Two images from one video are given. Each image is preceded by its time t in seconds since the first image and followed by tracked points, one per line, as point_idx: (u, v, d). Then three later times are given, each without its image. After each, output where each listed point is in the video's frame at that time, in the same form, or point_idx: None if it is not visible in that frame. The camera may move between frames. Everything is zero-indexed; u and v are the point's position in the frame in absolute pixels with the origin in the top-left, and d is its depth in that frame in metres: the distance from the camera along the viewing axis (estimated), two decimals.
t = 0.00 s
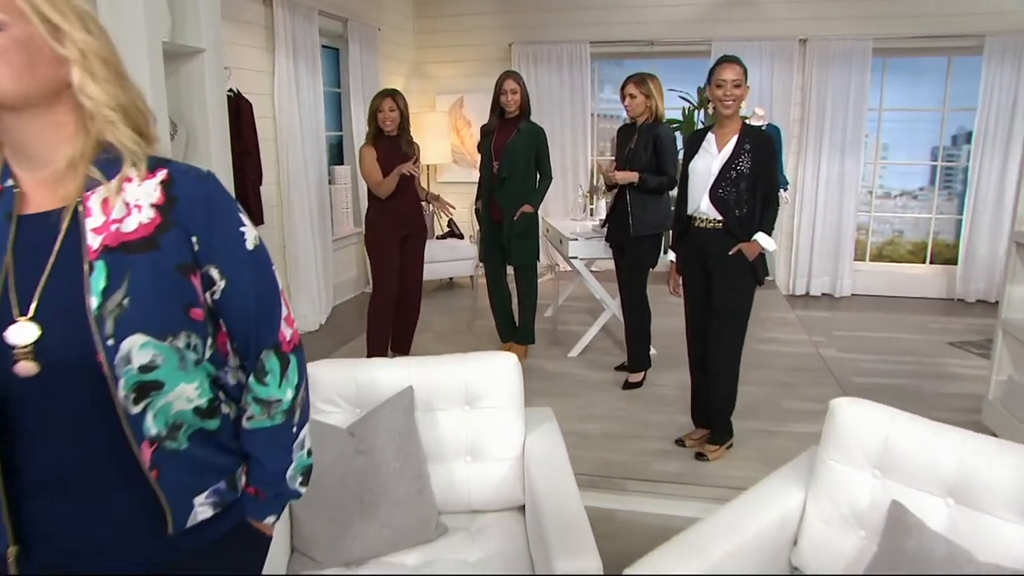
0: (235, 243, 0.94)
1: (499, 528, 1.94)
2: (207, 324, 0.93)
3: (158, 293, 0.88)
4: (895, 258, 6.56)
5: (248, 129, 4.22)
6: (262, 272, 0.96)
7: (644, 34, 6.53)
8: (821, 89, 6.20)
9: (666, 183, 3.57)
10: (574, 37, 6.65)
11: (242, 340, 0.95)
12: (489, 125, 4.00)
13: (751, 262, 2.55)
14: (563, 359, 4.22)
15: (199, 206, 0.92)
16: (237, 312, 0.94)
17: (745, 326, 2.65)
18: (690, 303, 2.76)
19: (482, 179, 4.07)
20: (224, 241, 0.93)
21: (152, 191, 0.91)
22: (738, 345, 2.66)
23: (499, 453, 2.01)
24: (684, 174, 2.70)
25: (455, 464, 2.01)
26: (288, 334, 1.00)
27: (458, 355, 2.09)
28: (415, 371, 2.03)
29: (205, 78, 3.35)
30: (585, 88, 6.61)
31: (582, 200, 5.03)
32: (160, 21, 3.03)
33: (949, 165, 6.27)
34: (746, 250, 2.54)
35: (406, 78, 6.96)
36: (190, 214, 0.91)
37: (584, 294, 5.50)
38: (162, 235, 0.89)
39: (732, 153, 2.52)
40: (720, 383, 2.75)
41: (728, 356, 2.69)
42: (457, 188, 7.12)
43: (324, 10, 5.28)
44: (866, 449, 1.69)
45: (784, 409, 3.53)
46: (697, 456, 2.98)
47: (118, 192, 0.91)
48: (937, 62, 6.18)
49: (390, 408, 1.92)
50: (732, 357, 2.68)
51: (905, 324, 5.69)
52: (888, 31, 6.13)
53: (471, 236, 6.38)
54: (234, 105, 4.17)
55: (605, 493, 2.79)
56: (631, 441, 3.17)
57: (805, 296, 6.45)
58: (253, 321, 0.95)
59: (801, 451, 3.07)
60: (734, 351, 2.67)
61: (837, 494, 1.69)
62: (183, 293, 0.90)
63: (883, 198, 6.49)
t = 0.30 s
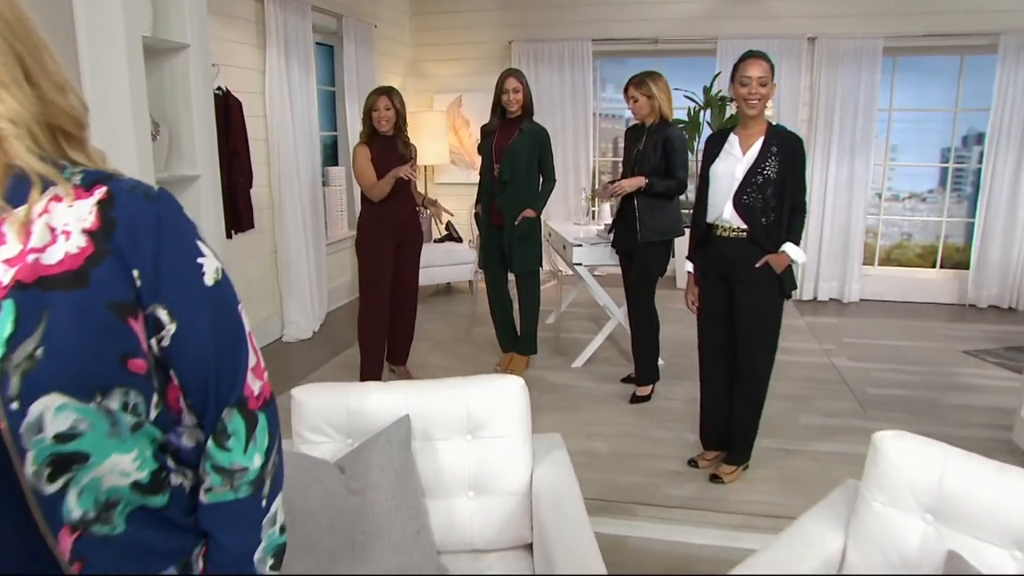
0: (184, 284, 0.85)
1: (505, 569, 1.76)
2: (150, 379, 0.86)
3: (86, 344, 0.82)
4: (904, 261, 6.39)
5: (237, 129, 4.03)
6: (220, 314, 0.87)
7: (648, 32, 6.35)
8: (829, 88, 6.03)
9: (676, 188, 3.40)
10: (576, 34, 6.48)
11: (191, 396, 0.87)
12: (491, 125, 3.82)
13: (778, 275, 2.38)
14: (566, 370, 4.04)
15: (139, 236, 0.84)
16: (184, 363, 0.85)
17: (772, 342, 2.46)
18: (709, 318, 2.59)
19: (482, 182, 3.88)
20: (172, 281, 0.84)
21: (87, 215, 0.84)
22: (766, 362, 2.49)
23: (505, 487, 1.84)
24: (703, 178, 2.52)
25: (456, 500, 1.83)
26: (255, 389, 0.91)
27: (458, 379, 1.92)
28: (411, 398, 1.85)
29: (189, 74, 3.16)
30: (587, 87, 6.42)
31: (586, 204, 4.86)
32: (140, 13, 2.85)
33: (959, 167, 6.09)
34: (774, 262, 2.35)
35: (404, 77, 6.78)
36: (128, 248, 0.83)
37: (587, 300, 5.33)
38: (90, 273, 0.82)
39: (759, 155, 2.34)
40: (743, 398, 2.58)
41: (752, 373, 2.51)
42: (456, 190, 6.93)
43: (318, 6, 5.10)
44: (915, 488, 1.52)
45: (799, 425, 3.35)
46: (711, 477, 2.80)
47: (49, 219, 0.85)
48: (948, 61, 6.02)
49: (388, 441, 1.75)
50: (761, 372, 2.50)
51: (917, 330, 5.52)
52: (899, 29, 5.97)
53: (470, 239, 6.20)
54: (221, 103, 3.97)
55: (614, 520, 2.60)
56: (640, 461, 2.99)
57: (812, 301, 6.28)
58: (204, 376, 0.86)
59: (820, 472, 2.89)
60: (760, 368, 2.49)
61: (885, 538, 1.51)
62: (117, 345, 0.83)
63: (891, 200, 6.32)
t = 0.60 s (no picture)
0: (126, 349, 0.91)
1: None
2: (86, 459, 0.95)
3: (20, 417, 0.93)
4: (911, 264, 6.26)
5: (226, 129, 3.86)
6: (171, 371, 0.94)
7: (649, 29, 6.20)
8: (836, 87, 5.88)
9: (684, 190, 3.23)
10: (576, 32, 6.31)
11: (138, 463, 0.95)
12: (491, 125, 3.66)
13: (811, 288, 2.28)
14: (569, 381, 3.89)
15: (78, 289, 0.90)
16: (133, 433, 0.94)
17: (800, 357, 2.37)
18: (729, 332, 2.48)
19: (482, 184, 3.73)
20: (114, 350, 0.91)
21: (13, 255, 0.90)
22: (792, 376, 2.39)
23: (509, 522, 1.68)
24: (725, 186, 2.40)
25: (457, 537, 1.67)
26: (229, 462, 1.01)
27: (458, 404, 1.77)
28: (409, 426, 1.69)
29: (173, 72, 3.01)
30: (588, 85, 6.26)
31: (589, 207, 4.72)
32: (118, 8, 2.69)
33: (968, 168, 5.95)
34: (806, 275, 2.26)
35: (400, 76, 6.61)
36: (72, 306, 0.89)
37: (590, 305, 5.20)
38: (15, 330, 0.89)
39: (787, 164, 2.24)
40: (766, 412, 2.47)
41: (778, 388, 2.40)
42: (453, 191, 6.77)
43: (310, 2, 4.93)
44: (968, 531, 1.38)
45: (814, 440, 3.20)
46: (726, 499, 2.65)
47: None
48: (958, 60, 5.87)
49: (383, 473, 1.58)
50: (787, 385, 2.40)
51: (926, 336, 5.38)
52: (908, 27, 5.82)
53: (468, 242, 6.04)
54: (209, 102, 3.80)
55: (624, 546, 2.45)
56: (649, 481, 2.84)
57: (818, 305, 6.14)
58: (152, 448, 0.94)
59: (839, 492, 2.74)
60: (784, 381, 2.40)
61: None
62: (55, 426, 0.93)
63: (898, 202, 6.18)
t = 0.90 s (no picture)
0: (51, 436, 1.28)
1: None
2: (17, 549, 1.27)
3: None
4: (920, 266, 6.12)
5: (217, 131, 3.74)
6: (103, 435, 1.32)
7: (652, 28, 6.06)
8: (844, 86, 5.75)
9: (692, 191, 3.11)
10: (578, 31, 6.18)
11: (70, 546, 1.28)
12: (492, 127, 3.54)
13: (830, 300, 2.18)
14: (573, 392, 3.77)
15: None
16: (62, 513, 1.27)
17: (818, 369, 2.27)
18: (744, 345, 2.37)
19: (481, 188, 3.61)
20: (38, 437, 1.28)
21: None
22: (811, 391, 2.28)
23: (512, 561, 1.55)
24: (740, 192, 2.29)
25: None
26: (181, 547, 1.35)
27: (456, 431, 1.65)
28: (403, 455, 1.56)
29: (157, 73, 2.89)
30: (591, 85, 6.13)
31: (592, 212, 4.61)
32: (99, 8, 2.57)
33: (978, 168, 5.82)
34: (828, 286, 2.16)
35: (398, 76, 6.48)
36: (8, 398, 1.28)
37: (593, 311, 5.08)
38: None
39: (809, 168, 2.14)
40: (782, 429, 2.35)
41: (795, 403, 2.30)
42: (453, 194, 6.64)
43: None
44: None
45: (829, 455, 3.07)
46: (738, 520, 2.53)
47: None
48: (969, 57, 5.73)
49: (372, 508, 1.45)
50: (805, 400, 2.29)
51: (938, 340, 5.24)
52: (918, 24, 5.68)
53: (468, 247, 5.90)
54: (199, 103, 3.67)
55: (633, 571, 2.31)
56: (658, 500, 2.71)
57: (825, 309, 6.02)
58: (82, 521, 1.27)
59: (856, 512, 2.61)
60: (803, 397, 2.29)
61: None
62: None
63: (907, 203, 6.05)
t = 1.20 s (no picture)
0: None
1: None
2: None
3: None
4: (927, 269, 6.02)
5: (209, 133, 3.63)
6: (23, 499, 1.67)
7: (655, 27, 5.96)
8: (850, 85, 5.64)
9: (702, 195, 3.01)
10: (579, 30, 6.08)
11: None
12: (491, 129, 3.44)
13: (851, 311, 2.12)
14: (575, 401, 3.66)
15: None
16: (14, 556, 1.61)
17: (836, 380, 2.19)
18: (757, 358, 2.29)
19: (480, 191, 3.51)
20: None
21: None
22: (827, 405, 2.19)
23: None
24: (754, 198, 2.23)
25: None
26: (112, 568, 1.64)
27: (455, 454, 1.55)
28: (399, 480, 1.46)
29: (143, 71, 2.78)
30: (592, 85, 6.03)
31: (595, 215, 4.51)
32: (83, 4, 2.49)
33: (986, 169, 5.72)
34: (848, 295, 2.10)
35: (396, 76, 6.38)
36: None
37: (595, 316, 4.98)
38: None
39: (828, 171, 2.09)
40: (796, 444, 2.26)
41: (810, 417, 2.21)
42: (452, 196, 6.54)
43: None
44: None
45: (841, 467, 2.96)
46: (750, 538, 2.42)
47: None
48: (978, 55, 5.63)
49: (366, 541, 1.34)
50: (821, 415, 2.20)
51: (947, 345, 5.14)
52: (926, 21, 5.57)
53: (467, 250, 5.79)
54: (191, 105, 3.57)
55: None
56: (666, 517, 2.61)
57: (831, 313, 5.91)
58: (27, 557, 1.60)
59: (873, 529, 2.51)
60: (818, 410, 2.19)
61: None
62: None
63: (913, 204, 5.95)
